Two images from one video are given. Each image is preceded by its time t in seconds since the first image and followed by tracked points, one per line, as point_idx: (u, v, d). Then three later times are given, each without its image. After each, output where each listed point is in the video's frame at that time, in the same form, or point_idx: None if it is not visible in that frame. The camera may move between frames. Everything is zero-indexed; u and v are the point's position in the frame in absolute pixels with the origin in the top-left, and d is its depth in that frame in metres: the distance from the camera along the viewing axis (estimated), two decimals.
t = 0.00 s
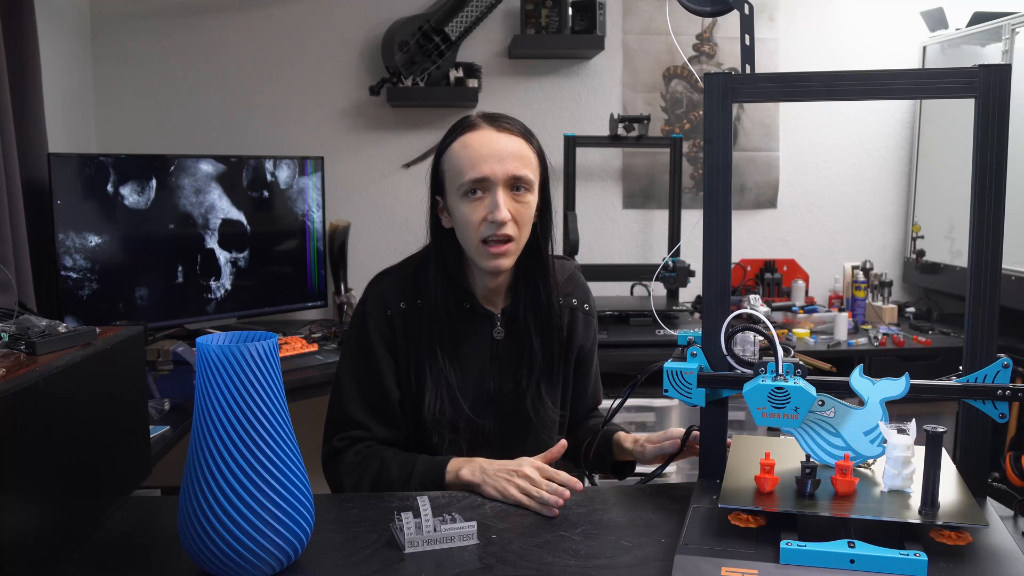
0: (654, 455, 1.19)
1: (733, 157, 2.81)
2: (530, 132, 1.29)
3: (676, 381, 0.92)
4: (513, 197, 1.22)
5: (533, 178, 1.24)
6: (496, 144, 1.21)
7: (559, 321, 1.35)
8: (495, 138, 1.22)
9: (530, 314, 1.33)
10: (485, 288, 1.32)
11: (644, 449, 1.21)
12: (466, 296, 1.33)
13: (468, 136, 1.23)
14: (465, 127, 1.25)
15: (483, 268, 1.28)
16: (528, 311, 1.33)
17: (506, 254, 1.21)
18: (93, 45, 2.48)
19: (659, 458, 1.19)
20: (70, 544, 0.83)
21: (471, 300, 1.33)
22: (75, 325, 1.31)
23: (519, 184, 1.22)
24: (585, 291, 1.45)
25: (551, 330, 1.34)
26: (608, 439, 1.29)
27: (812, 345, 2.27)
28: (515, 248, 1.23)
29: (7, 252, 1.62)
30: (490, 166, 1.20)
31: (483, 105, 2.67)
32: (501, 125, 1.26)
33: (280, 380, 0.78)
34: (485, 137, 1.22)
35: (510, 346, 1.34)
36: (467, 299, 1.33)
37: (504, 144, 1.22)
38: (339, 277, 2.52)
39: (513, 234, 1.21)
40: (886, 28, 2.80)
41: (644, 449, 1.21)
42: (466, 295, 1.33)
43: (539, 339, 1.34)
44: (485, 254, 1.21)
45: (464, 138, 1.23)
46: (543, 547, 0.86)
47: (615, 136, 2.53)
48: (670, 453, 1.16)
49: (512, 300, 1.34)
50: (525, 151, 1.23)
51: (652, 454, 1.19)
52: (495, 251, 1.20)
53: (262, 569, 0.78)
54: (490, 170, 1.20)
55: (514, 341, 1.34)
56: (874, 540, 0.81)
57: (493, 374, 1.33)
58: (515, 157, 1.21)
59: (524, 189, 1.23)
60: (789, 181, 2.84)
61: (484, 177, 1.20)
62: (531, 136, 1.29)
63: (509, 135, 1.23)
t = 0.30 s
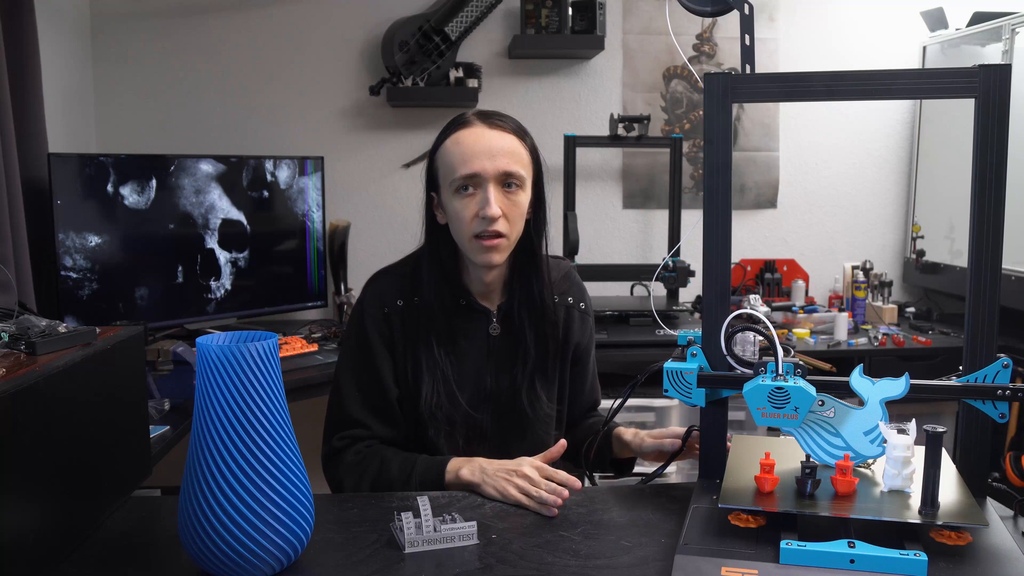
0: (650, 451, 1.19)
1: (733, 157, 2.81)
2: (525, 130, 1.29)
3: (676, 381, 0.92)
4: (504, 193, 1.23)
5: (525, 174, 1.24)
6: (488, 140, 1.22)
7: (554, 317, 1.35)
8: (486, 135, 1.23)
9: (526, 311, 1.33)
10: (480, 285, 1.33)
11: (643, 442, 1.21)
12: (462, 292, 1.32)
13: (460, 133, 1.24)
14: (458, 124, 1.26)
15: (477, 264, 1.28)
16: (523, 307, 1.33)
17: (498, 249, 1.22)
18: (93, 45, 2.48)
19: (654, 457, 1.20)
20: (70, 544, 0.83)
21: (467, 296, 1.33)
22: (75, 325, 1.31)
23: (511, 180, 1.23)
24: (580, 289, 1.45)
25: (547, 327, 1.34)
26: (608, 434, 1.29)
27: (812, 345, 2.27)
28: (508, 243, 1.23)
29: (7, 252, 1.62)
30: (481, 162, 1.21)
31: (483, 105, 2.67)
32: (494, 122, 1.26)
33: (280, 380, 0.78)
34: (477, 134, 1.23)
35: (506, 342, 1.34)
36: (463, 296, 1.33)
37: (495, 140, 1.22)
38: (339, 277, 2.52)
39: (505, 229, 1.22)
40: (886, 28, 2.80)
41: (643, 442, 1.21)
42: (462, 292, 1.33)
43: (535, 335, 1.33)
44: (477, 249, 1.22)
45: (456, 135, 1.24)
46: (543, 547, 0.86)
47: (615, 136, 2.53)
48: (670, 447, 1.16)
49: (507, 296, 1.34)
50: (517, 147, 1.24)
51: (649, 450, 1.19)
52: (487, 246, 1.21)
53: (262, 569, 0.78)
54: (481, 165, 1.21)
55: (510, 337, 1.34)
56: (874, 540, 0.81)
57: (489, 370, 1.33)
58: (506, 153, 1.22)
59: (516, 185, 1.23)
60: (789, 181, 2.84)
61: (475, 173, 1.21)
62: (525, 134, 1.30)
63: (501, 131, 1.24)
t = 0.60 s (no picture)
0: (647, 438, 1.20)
1: (733, 157, 2.81)
2: (520, 130, 1.29)
3: (676, 382, 0.92)
4: (498, 193, 1.23)
5: (519, 173, 1.24)
6: (482, 140, 1.22)
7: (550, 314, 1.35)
8: (481, 135, 1.23)
9: (522, 308, 1.33)
10: (477, 283, 1.33)
11: (643, 429, 1.22)
12: (459, 290, 1.33)
13: (455, 133, 1.24)
14: (452, 124, 1.26)
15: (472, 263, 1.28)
16: (518, 305, 1.33)
17: (492, 248, 1.21)
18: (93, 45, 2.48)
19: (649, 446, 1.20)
20: (70, 544, 0.83)
21: (464, 294, 1.33)
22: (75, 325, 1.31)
23: (505, 180, 1.23)
24: (576, 288, 1.45)
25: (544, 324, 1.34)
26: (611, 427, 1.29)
27: (812, 345, 2.27)
28: (502, 243, 1.23)
29: (7, 252, 1.62)
30: (475, 162, 1.21)
31: (483, 105, 2.67)
32: (489, 122, 1.26)
33: (280, 380, 0.78)
34: (471, 133, 1.23)
35: (503, 340, 1.34)
36: (460, 294, 1.33)
37: (488, 140, 1.23)
38: (339, 277, 2.53)
39: (499, 229, 1.21)
40: (886, 28, 2.80)
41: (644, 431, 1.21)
42: (459, 290, 1.33)
43: (531, 332, 1.33)
44: (471, 248, 1.21)
45: (451, 134, 1.24)
46: (543, 547, 0.86)
47: (615, 136, 2.53)
48: (670, 439, 1.16)
49: (504, 294, 1.35)
50: (511, 147, 1.24)
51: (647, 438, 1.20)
52: (480, 245, 1.20)
53: (262, 569, 0.78)
54: (475, 165, 1.21)
55: (507, 334, 1.34)
56: (874, 540, 0.81)
57: (487, 368, 1.33)
58: (499, 153, 1.22)
59: (509, 185, 1.23)
60: (789, 181, 2.85)
61: (469, 172, 1.21)
62: (520, 134, 1.30)
63: (495, 131, 1.24)
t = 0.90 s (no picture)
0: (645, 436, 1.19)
1: (733, 157, 2.81)
2: (518, 127, 1.29)
3: (676, 382, 0.92)
4: (497, 188, 1.23)
5: (518, 169, 1.24)
6: (481, 137, 1.23)
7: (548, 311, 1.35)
8: (480, 132, 1.23)
9: (520, 306, 1.33)
10: (475, 281, 1.33)
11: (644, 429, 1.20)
12: (458, 288, 1.33)
13: (454, 130, 1.24)
14: (450, 121, 1.27)
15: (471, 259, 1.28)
16: (517, 304, 1.33)
17: (492, 243, 1.21)
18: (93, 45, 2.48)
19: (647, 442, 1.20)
20: (69, 544, 0.83)
21: (462, 293, 1.33)
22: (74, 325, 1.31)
23: (504, 175, 1.23)
24: (573, 287, 1.45)
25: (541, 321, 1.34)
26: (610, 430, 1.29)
27: (812, 345, 2.27)
28: (502, 238, 1.23)
29: (7, 252, 1.62)
30: (474, 158, 1.21)
31: (483, 105, 2.67)
32: (487, 118, 1.26)
33: (280, 381, 0.78)
34: (470, 130, 1.24)
35: (501, 337, 1.34)
36: (459, 292, 1.33)
37: (486, 136, 1.23)
38: (339, 277, 2.53)
39: (498, 224, 1.21)
40: (886, 28, 2.80)
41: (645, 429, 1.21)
42: (457, 288, 1.33)
43: (529, 329, 1.34)
44: (471, 244, 1.21)
45: (450, 131, 1.24)
46: (543, 547, 0.86)
47: (615, 136, 2.53)
48: (671, 438, 1.16)
49: (501, 292, 1.35)
50: (509, 143, 1.24)
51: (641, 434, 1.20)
52: (480, 241, 1.20)
53: (262, 569, 0.78)
54: (475, 161, 1.21)
55: (506, 332, 1.34)
56: (874, 540, 0.81)
57: (485, 366, 1.33)
58: (498, 149, 1.22)
59: (508, 180, 1.23)
60: (789, 181, 2.85)
61: (469, 168, 1.21)
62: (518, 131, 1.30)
63: (493, 128, 1.24)
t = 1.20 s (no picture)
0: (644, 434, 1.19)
1: (733, 157, 2.81)
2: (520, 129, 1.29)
3: (676, 381, 0.92)
4: (500, 188, 1.23)
5: (520, 168, 1.24)
6: (484, 137, 1.22)
7: (547, 310, 1.35)
8: (483, 132, 1.23)
9: (519, 305, 1.34)
10: (475, 279, 1.33)
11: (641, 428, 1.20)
12: (457, 287, 1.33)
13: (457, 129, 1.24)
14: (453, 121, 1.27)
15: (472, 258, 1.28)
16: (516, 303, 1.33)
17: (494, 243, 1.21)
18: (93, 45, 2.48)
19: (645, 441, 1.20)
20: (70, 544, 0.83)
21: (462, 292, 1.33)
22: (75, 325, 1.31)
23: (507, 176, 1.23)
24: (572, 286, 1.45)
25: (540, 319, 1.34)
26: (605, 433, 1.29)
27: (812, 345, 2.27)
28: (503, 238, 1.23)
29: (7, 252, 1.62)
30: (478, 157, 1.21)
31: (483, 105, 2.67)
32: (490, 119, 1.26)
33: (280, 380, 0.78)
34: (473, 130, 1.24)
35: (500, 336, 1.34)
36: (458, 291, 1.33)
37: (489, 136, 1.22)
38: (339, 277, 2.53)
39: (501, 224, 1.21)
40: (886, 28, 2.80)
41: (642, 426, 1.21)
42: (456, 287, 1.33)
43: (528, 327, 1.34)
44: (472, 244, 1.21)
45: (453, 131, 1.24)
46: (543, 547, 0.86)
47: (615, 136, 2.53)
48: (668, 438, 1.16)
49: (501, 291, 1.35)
50: (513, 144, 1.24)
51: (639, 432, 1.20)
52: (481, 240, 1.20)
53: (262, 569, 0.78)
54: (479, 161, 1.21)
55: (505, 331, 1.34)
56: (874, 540, 0.81)
57: (484, 364, 1.33)
58: (501, 149, 1.22)
59: (511, 180, 1.23)
60: (789, 181, 2.85)
61: (472, 168, 1.21)
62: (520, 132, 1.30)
63: (497, 129, 1.24)
